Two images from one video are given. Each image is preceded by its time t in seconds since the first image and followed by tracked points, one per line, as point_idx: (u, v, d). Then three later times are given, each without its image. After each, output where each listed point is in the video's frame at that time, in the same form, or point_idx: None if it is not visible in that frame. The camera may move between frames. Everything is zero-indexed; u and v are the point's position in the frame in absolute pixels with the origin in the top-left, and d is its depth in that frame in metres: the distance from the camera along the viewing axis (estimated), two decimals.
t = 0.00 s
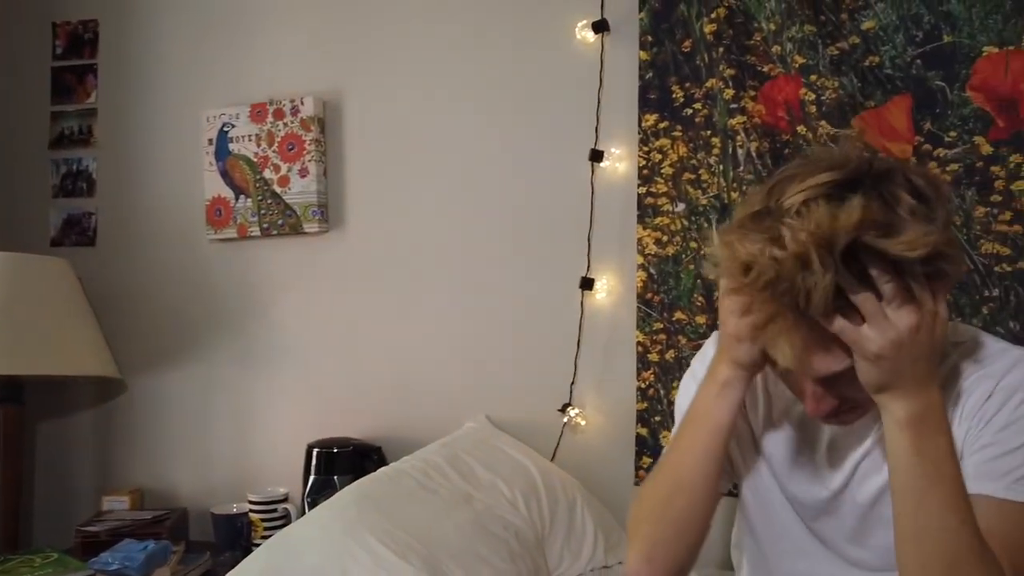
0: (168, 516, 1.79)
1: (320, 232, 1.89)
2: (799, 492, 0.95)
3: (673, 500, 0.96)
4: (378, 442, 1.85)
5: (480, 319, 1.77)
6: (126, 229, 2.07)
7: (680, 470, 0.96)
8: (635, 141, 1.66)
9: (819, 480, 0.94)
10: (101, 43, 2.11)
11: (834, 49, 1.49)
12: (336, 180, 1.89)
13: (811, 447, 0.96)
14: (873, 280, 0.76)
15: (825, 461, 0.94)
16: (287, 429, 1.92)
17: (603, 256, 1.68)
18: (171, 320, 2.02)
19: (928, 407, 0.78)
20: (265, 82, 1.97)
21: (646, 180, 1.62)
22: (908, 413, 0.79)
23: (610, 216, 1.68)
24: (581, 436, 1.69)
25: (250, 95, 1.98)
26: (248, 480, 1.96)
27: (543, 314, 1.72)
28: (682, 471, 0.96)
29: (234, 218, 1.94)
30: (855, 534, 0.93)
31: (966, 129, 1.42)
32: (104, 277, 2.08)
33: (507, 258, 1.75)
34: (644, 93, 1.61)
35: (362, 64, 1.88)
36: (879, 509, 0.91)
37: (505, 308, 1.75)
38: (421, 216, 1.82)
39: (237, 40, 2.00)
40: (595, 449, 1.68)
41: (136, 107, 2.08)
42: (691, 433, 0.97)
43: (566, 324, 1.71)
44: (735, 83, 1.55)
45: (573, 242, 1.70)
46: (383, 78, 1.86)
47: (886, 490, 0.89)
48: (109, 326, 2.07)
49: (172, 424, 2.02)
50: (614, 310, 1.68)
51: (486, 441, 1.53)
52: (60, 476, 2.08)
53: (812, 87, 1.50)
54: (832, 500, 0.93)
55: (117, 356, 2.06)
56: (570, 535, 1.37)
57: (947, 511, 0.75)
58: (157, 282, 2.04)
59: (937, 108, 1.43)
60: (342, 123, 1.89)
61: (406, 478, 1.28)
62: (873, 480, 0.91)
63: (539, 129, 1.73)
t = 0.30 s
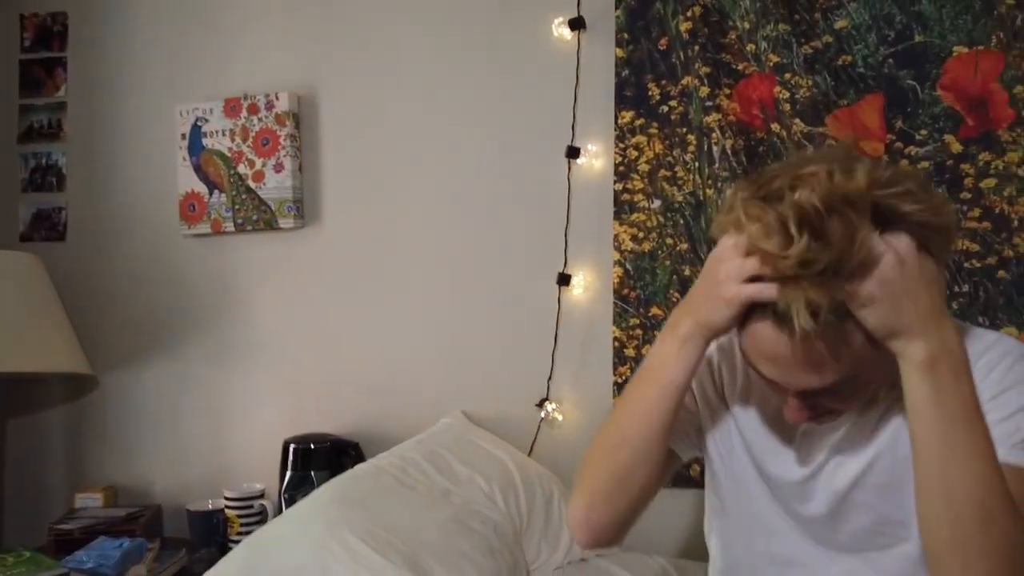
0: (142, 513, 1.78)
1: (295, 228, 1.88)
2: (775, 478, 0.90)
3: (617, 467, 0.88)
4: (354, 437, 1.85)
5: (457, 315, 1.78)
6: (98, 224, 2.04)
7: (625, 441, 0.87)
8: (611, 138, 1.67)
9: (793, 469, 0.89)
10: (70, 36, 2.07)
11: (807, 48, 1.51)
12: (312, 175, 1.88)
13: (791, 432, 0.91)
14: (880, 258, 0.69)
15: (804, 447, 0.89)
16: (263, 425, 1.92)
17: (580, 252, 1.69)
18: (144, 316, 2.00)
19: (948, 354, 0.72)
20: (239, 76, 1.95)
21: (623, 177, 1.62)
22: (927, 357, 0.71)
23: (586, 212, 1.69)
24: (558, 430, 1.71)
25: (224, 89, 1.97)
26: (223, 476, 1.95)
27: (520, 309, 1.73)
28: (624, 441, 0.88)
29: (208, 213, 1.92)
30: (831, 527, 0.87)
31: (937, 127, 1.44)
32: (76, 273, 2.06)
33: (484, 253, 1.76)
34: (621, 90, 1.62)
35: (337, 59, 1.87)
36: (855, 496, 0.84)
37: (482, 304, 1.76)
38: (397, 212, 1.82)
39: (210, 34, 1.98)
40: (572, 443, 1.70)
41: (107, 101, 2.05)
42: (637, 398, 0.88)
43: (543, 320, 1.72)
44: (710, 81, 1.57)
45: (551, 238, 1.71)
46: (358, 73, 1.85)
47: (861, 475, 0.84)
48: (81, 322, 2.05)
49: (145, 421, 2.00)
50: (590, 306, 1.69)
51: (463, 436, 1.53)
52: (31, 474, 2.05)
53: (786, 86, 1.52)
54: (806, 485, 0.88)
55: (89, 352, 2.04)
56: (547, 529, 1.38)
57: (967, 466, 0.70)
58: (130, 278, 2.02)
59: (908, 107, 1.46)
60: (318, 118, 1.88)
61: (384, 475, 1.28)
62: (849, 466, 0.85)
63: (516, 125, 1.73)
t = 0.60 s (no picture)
0: (119, 509, 1.77)
1: (273, 222, 1.86)
2: (753, 474, 0.90)
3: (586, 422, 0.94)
4: (333, 432, 1.84)
5: (437, 309, 1.78)
6: (73, 218, 2.02)
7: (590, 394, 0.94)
8: (591, 133, 1.68)
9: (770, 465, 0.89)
10: (43, 27, 2.04)
11: (785, 45, 1.52)
12: (291, 169, 1.87)
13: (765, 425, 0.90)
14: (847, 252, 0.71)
15: (779, 438, 0.89)
16: (242, 419, 1.91)
17: (560, 247, 1.70)
18: (120, 310, 1.98)
19: (941, 307, 0.74)
20: (216, 69, 1.93)
21: (603, 173, 1.64)
22: (922, 320, 0.74)
23: (566, 207, 1.69)
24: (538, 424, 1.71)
25: (201, 82, 1.95)
26: (201, 471, 1.94)
27: (500, 303, 1.73)
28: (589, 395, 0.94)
29: (184, 207, 1.91)
30: (809, 519, 0.88)
31: (912, 125, 1.46)
32: (50, 267, 2.03)
33: (464, 248, 1.76)
34: (600, 86, 1.63)
35: (315, 52, 1.86)
36: (833, 488, 0.86)
37: (462, 298, 1.76)
38: (377, 206, 1.81)
39: (187, 26, 1.96)
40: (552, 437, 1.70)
41: (82, 94, 2.03)
42: (606, 355, 0.94)
43: (521, 314, 1.72)
44: (689, 78, 1.57)
45: (531, 232, 1.71)
46: (337, 66, 1.84)
47: (840, 467, 0.85)
48: (55, 316, 2.02)
49: (121, 416, 1.99)
50: (571, 301, 1.69)
51: (444, 430, 1.53)
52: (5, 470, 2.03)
53: (764, 83, 1.53)
54: (784, 476, 0.88)
55: (63, 348, 2.01)
56: (528, 521, 1.38)
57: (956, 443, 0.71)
58: (106, 271, 1.99)
59: (884, 104, 1.48)
60: (296, 112, 1.87)
61: (364, 468, 1.28)
62: (828, 457, 0.86)
63: (496, 121, 1.73)
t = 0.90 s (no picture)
0: (98, 505, 1.75)
1: (255, 216, 1.85)
2: (736, 462, 0.91)
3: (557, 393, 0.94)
4: (315, 428, 1.84)
5: (420, 305, 1.77)
6: (50, 212, 2.00)
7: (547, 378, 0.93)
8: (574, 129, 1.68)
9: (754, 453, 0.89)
10: (20, 19, 2.01)
11: (767, 42, 1.53)
12: (272, 164, 1.86)
13: (749, 415, 0.91)
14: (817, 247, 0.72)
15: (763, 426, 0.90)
16: (223, 414, 1.89)
17: (543, 242, 1.70)
18: (99, 305, 1.96)
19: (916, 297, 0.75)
20: (197, 63, 1.92)
21: (586, 168, 1.64)
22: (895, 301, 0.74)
23: (550, 203, 1.70)
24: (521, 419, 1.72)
25: (181, 75, 1.93)
26: (181, 467, 1.92)
27: (483, 299, 1.73)
28: (556, 370, 0.93)
29: (164, 201, 1.89)
30: (791, 507, 0.89)
31: (892, 122, 1.48)
32: (27, 261, 2.01)
33: (447, 244, 1.75)
34: (583, 81, 1.63)
35: (297, 46, 1.85)
36: (815, 477, 0.87)
37: (444, 294, 1.76)
38: (359, 202, 1.81)
39: (167, 19, 1.94)
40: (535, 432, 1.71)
41: (60, 87, 2.00)
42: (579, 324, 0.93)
43: (504, 310, 1.72)
44: (672, 74, 1.58)
45: (514, 228, 1.71)
46: (318, 61, 1.83)
47: (824, 457, 0.86)
48: (33, 311, 2.00)
49: (100, 412, 1.97)
50: (553, 296, 1.70)
51: (426, 425, 1.53)
52: None
53: (746, 79, 1.54)
54: (768, 461, 0.89)
55: (40, 343, 1.99)
56: (510, 516, 1.39)
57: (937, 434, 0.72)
58: (84, 266, 1.97)
59: (864, 102, 1.49)
60: (278, 106, 1.86)
61: (347, 462, 1.28)
62: (813, 445, 0.87)
63: (479, 116, 1.73)
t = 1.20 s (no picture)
0: (79, 502, 1.74)
1: (238, 212, 1.84)
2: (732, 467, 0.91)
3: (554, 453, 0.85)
4: (299, 424, 1.83)
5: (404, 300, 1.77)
6: (30, 206, 1.98)
7: (543, 468, 0.85)
8: (560, 125, 1.68)
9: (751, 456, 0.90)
10: None
11: (751, 39, 1.54)
12: (255, 159, 1.84)
13: (746, 419, 0.91)
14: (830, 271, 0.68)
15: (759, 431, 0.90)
16: (206, 410, 1.88)
17: (528, 238, 1.70)
18: (80, 301, 1.95)
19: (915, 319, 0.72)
20: (179, 56, 1.90)
21: (571, 164, 1.65)
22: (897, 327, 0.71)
23: (535, 199, 1.70)
24: (505, 415, 1.72)
25: (163, 69, 1.91)
26: (164, 463, 1.91)
27: (467, 294, 1.73)
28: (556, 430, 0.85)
29: (146, 196, 1.87)
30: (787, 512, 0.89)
31: (874, 119, 1.49)
32: (6, 256, 1.99)
33: (432, 239, 1.75)
34: (568, 78, 1.63)
35: (281, 41, 1.84)
36: (812, 480, 0.87)
37: (429, 290, 1.75)
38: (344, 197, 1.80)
39: (149, 13, 1.92)
40: (520, 427, 1.71)
41: (40, 81, 1.98)
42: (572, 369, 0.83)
43: (489, 306, 1.72)
44: (657, 71, 1.59)
45: (500, 224, 1.71)
46: (302, 56, 1.82)
47: (821, 459, 0.86)
48: (13, 306, 1.98)
49: (81, 409, 1.95)
50: (539, 292, 1.70)
51: (412, 421, 1.53)
52: None
53: (731, 76, 1.55)
54: (765, 468, 0.88)
55: (20, 339, 1.97)
56: (496, 511, 1.39)
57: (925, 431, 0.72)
58: (65, 260, 1.96)
59: (847, 99, 1.50)
60: (261, 101, 1.85)
61: (331, 458, 1.28)
62: (809, 448, 0.87)
63: (464, 112, 1.73)
